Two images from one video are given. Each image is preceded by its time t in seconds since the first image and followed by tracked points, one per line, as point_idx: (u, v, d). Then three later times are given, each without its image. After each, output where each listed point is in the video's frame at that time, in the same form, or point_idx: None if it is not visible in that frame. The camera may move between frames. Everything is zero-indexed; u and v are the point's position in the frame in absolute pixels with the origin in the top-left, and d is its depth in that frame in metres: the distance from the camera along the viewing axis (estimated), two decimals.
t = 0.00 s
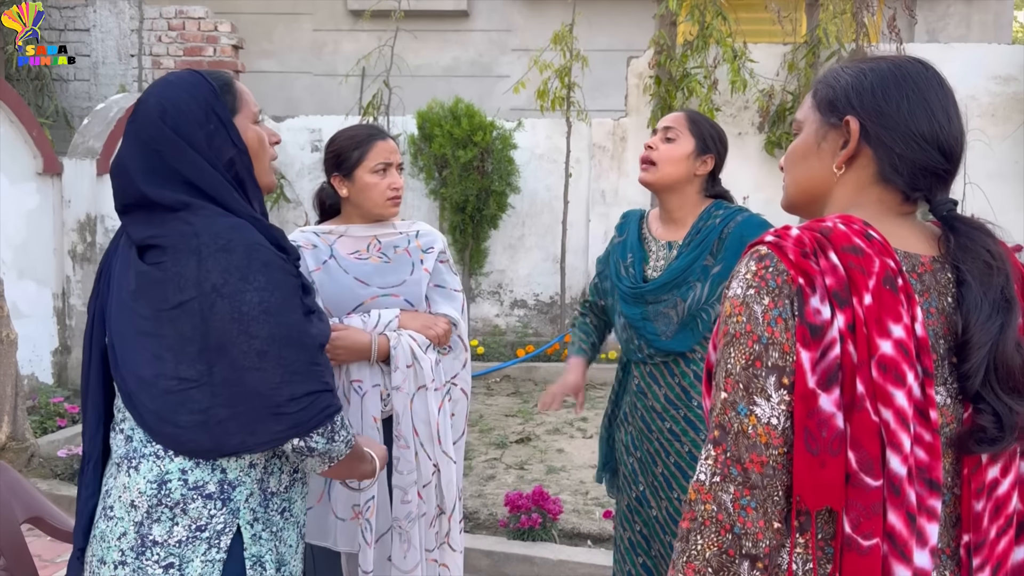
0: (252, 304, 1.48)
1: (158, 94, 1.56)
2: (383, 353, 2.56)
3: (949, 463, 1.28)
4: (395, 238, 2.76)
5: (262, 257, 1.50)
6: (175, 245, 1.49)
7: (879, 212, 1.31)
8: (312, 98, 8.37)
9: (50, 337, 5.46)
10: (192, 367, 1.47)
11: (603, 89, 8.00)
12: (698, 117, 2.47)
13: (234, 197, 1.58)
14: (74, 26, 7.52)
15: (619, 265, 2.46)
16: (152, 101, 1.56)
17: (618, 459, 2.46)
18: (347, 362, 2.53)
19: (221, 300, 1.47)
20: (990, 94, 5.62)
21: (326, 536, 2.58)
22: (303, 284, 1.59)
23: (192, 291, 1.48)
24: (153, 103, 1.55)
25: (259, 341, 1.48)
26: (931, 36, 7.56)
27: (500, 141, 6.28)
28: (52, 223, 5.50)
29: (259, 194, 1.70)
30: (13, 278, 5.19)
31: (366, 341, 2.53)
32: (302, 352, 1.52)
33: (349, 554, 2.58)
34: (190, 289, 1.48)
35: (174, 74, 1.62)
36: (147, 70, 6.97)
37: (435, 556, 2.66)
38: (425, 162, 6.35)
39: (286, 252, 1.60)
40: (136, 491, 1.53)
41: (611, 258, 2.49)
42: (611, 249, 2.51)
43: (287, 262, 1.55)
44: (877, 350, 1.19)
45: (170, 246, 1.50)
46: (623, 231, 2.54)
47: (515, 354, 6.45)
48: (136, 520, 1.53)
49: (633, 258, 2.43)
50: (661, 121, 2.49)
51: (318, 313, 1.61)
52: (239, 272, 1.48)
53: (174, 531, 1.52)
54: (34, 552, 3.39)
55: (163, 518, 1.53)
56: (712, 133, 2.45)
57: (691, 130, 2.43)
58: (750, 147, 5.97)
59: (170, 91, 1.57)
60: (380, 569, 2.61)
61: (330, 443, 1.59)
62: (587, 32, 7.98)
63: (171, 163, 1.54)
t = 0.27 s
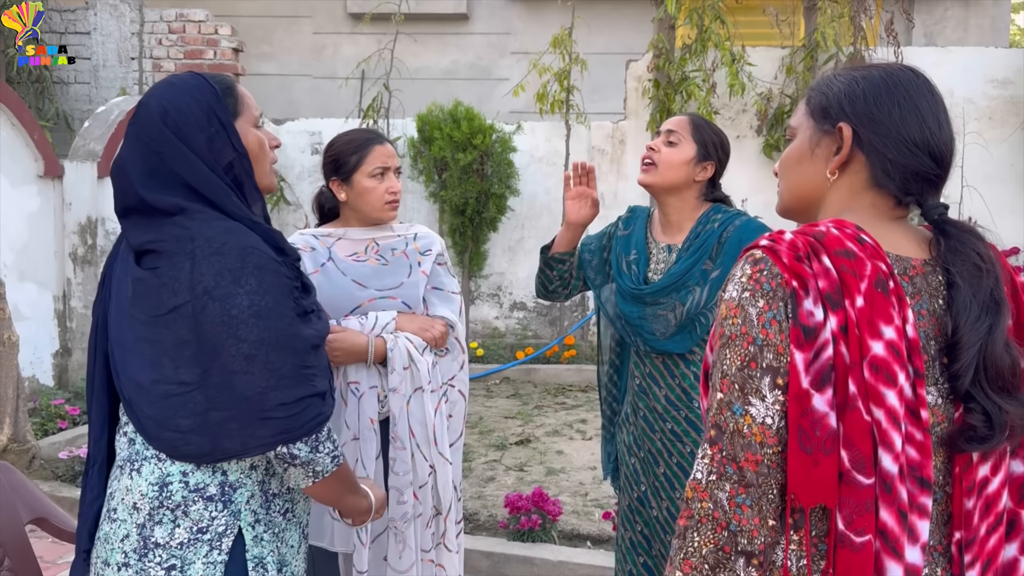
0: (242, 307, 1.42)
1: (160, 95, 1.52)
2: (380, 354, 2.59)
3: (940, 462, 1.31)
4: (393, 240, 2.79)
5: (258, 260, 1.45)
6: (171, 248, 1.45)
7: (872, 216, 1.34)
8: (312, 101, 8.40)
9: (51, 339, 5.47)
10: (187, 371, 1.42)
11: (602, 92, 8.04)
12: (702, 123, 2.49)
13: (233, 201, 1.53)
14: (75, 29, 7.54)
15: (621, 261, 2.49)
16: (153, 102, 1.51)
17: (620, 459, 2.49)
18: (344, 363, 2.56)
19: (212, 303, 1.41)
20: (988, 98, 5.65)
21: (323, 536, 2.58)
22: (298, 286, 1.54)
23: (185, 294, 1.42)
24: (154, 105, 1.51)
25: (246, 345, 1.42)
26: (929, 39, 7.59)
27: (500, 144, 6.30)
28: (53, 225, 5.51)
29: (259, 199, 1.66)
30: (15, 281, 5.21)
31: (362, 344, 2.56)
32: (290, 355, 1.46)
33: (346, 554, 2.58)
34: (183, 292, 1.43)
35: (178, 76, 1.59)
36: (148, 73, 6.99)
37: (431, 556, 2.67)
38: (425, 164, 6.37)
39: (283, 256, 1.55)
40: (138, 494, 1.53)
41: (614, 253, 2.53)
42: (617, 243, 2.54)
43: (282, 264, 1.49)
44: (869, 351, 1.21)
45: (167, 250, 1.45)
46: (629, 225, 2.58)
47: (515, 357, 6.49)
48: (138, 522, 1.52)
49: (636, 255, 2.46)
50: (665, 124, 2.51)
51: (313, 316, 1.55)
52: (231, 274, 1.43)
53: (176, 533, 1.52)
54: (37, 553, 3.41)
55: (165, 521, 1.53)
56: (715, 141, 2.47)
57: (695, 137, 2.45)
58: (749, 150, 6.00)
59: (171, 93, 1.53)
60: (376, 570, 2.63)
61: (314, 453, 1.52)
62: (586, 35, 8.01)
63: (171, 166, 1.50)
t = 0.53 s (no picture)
0: (228, 311, 1.37)
1: (167, 93, 1.49)
2: (378, 356, 2.60)
3: (937, 463, 1.32)
4: (392, 242, 2.80)
5: (250, 264, 1.41)
6: (165, 252, 1.42)
7: (870, 220, 1.35)
8: (311, 104, 8.41)
9: (50, 342, 5.48)
10: (178, 376, 1.39)
11: (601, 94, 8.05)
12: (701, 127, 2.51)
13: (234, 204, 1.49)
14: (74, 32, 7.54)
15: (620, 273, 2.48)
16: (159, 99, 1.48)
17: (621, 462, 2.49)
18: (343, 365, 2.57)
19: (200, 306, 1.38)
20: (986, 100, 5.67)
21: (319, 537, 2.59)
22: (293, 289, 1.48)
23: (176, 298, 1.40)
24: (160, 102, 1.47)
25: (229, 350, 1.37)
26: (927, 42, 7.61)
27: (499, 146, 6.32)
28: (52, 227, 5.52)
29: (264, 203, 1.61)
30: (14, 284, 5.21)
31: (361, 345, 2.57)
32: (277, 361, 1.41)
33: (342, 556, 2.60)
34: (174, 297, 1.40)
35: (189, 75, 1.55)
36: (147, 76, 6.99)
37: (426, 558, 2.68)
38: (424, 167, 6.38)
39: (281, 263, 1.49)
40: (137, 498, 1.51)
41: (611, 265, 2.52)
42: (614, 254, 2.53)
43: (275, 268, 1.44)
44: (866, 353, 1.22)
45: (161, 253, 1.42)
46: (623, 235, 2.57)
47: (514, 359, 6.50)
48: (137, 527, 1.51)
49: (636, 266, 2.46)
50: (664, 128, 2.53)
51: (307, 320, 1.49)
52: (221, 278, 1.39)
53: (175, 538, 1.51)
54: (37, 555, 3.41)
55: (165, 525, 1.51)
56: (714, 145, 2.49)
57: (694, 142, 2.47)
58: (747, 153, 6.01)
59: (180, 91, 1.49)
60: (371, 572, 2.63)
61: (289, 468, 1.45)
62: (585, 38, 8.02)
63: (172, 166, 1.46)
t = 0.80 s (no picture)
0: (224, 317, 1.35)
1: (171, 92, 1.48)
2: (378, 357, 2.61)
3: (935, 464, 1.33)
4: (392, 244, 2.80)
5: (247, 269, 1.38)
6: (163, 256, 1.40)
7: (869, 221, 1.35)
8: (310, 106, 8.42)
9: (50, 343, 5.48)
10: (172, 382, 1.37)
11: (600, 97, 8.06)
12: (667, 135, 2.51)
13: (235, 203, 1.47)
14: (74, 34, 7.54)
15: (624, 289, 2.44)
16: (163, 98, 1.47)
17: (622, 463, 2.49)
18: (343, 366, 2.57)
19: (195, 311, 1.35)
20: (984, 102, 5.68)
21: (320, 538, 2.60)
22: (291, 294, 1.45)
23: (172, 303, 1.37)
24: (164, 101, 1.46)
25: (223, 356, 1.34)
26: (925, 44, 7.63)
27: (498, 148, 6.34)
28: (52, 229, 5.52)
29: (263, 205, 1.60)
30: (14, 285, 5.21)
31: (362, 347, 2.58)
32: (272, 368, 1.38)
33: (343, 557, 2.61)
34: (171, 301, 1.37)
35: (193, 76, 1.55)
36: (146, 77, 6.99)
37: (425, 558, 2.70)
38: (423, 169, 6.39)
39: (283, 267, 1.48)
40: (137, 503, 1.50)
41: (614, 282, 2.48)
42: (613, 273, 2.49)
43: (275, 274, 1.42)
44: (865, 356, 1.23)
45: (159, 258, 1.40)
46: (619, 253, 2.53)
47: (513, 360, 6.52)
48: (138, 532, 1.50)
49: (639, 280, 2.42)
50: (632, 151, 2.54)
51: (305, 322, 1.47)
52: (218, 283, 1.36)
53: (176, 543, 1.49)
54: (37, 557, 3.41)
55: (166, 530, 1.50)
56: (686, 146, 2.50)
57: (664, 150, 2.48)
58: (746, 154, 6.02)
59: (183, 90, 1.49)
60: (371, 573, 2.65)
61: (276, 480, 1.41)
62: (584, 40, 8.04)
63: (175, 165, 1.45)
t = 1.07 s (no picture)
0: (222, 320, 1.34)
1: (171, 90, 1.47)
2: (378, 358, 2.61)
3: (935, 467, 1.34)
4: (392, 246, 2.81)
5: (245, 270, 1.37)
6: (161, 258, 1.39)
7: (869, 223, 1.36)
8: (310, 107, 8.43)
9: (50, 345, 5.48)
10: (170, 386, 1.36)
11: (599, 98, 8.08)
12: (666, 135, 2.53)
13: (234, 202, 1.46)
14: (73, 35, 7.55)
15: (617, 289, 2.49)
16: (163, 95, 1.46)
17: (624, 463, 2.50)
18: (343, 368, 2.58)
19: (193, 314, 1.35)
20: (983, 104, 5.69)
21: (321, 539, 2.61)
22: (290, 295, 1.45)
23: (169, 306, 1.37)
24: (164, 98, 1.46)
25: (221, 360, 1.34)
26: (924, 46, 7.65)
27: (498, 150, 6.35)
28: (53, 230, 5.53)
29: (260, 206, 1.60)
30: (14, 287, 5.21)
31: (361, 348, 2.59)
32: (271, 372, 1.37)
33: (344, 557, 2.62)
34: (168, 304, 1.37)
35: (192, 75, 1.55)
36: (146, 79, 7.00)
37: (425, 559, 2.70)
38: (423, 170, 6.40)
39: (281, 268, 1.46)
40: (136, 509, 1.48)
41: (608, 283, 2.53)
42: (608, 274, 2.55)
43: (273, 275, 1.41)
44: (865, 359, 1.24)
45: (156, 260, 1.40)
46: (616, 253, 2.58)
47: (513, 362, 6.53)
48: (138, 537, 1.48)
49: (630, 279, 2.47)
50: (631, 150, 2.56)
51: (306, 324, 1.46)
52: (216, 285, 1.35)
53: (176, 549, 1.47)
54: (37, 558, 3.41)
55: (165, 536, 1.47)
56: (684, 145, 2.52)
57: (662, 151, 2.50)
58: (745, 156, 6.03)
59: (183, 89, 1.48)
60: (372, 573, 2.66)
61: (276, 484, 1.40)
62: (584, 42, 8.06)
63: (174, 163, 1.44)
